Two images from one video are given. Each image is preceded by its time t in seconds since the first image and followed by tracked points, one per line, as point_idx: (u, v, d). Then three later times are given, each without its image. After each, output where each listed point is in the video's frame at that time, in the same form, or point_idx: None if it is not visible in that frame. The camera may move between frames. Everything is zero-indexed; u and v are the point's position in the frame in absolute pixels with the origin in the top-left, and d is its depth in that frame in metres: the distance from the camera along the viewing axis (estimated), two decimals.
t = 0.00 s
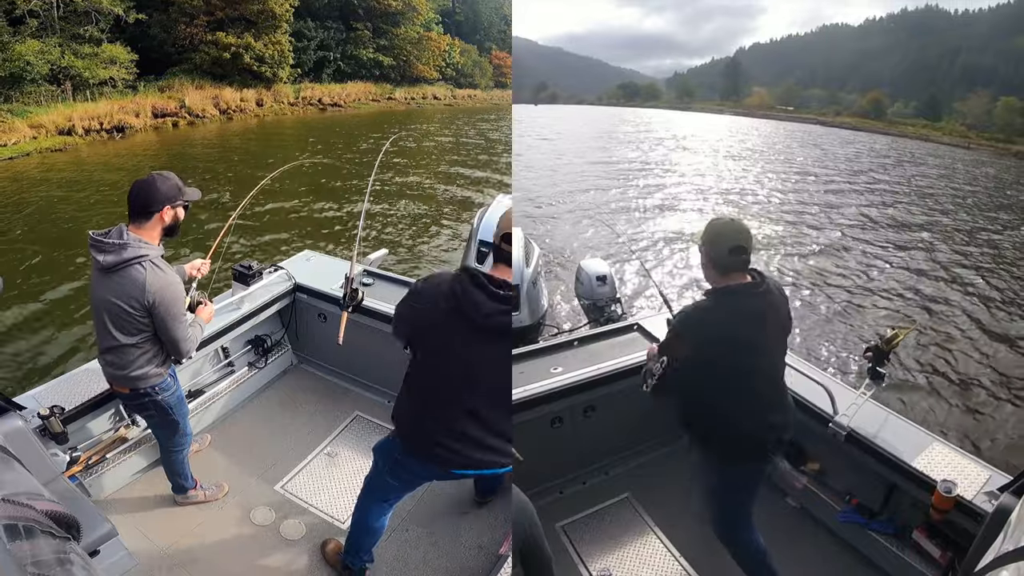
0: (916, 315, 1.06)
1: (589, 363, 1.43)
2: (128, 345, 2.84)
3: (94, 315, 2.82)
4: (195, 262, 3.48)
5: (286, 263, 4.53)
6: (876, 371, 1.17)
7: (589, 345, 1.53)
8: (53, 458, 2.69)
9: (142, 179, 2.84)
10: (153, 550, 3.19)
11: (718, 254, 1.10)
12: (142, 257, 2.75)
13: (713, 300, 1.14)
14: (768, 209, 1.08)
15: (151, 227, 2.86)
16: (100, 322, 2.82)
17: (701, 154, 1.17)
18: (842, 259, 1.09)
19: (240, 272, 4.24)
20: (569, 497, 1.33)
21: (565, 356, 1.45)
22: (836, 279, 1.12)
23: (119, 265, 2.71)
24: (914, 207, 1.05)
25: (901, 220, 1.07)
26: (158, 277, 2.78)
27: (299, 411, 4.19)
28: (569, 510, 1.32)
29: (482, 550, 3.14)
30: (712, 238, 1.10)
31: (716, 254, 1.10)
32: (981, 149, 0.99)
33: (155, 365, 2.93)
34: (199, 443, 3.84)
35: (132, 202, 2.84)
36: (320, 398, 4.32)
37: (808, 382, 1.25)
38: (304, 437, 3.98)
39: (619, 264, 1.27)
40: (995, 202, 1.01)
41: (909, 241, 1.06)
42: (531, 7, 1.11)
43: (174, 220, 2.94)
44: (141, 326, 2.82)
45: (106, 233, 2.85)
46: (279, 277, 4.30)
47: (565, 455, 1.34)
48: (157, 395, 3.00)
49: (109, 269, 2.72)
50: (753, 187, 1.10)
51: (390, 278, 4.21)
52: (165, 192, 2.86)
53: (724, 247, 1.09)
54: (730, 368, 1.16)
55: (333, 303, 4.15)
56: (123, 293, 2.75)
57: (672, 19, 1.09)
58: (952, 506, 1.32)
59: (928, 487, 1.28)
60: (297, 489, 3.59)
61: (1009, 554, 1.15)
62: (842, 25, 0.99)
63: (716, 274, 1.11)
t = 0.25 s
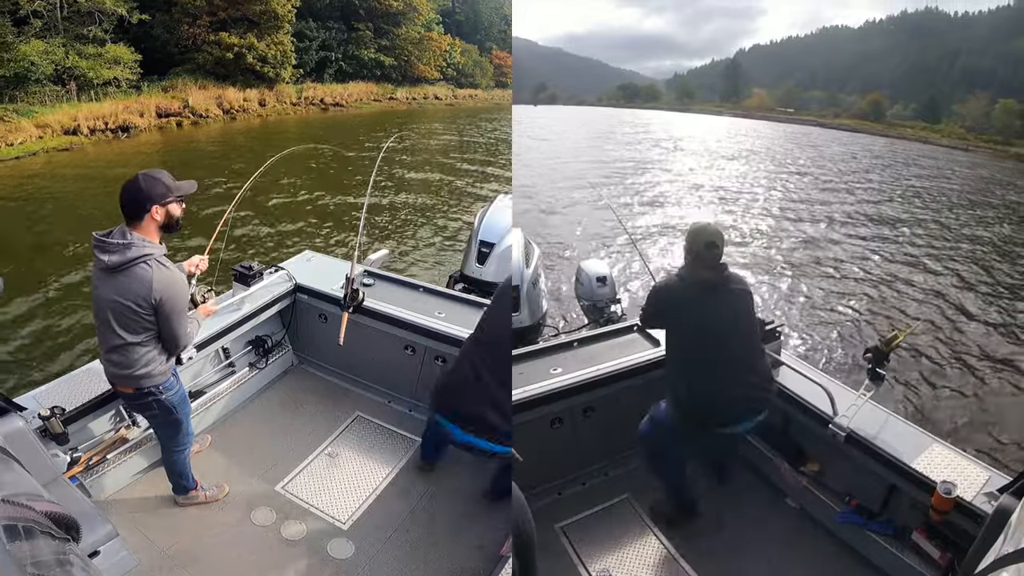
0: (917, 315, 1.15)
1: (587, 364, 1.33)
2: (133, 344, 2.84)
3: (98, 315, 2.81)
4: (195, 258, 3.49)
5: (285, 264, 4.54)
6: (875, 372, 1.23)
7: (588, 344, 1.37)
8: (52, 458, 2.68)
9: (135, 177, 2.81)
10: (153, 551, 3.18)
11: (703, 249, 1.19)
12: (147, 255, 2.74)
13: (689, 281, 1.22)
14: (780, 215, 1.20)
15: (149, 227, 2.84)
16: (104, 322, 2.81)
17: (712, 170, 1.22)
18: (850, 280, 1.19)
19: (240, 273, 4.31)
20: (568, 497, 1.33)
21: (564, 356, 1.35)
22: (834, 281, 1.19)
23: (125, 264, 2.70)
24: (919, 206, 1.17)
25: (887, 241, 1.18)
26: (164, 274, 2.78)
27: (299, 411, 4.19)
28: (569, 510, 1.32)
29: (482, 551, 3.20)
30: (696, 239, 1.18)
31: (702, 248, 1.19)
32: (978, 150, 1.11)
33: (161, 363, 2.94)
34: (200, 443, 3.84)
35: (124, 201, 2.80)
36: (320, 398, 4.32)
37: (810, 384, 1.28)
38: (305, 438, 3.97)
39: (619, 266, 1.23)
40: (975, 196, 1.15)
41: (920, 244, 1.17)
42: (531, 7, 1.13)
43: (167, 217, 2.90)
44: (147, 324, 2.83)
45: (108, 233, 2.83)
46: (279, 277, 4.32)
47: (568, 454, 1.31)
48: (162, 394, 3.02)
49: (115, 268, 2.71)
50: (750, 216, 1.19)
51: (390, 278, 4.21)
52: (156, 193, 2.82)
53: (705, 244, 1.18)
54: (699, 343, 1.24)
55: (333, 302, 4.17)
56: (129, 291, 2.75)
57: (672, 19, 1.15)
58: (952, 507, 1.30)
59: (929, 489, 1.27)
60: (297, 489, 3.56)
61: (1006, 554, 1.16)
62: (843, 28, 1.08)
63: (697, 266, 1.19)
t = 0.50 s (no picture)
0: (917, 314, 1.16)
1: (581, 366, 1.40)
2: (132, 344, 2.85)
3: (92, 318, 2.81)
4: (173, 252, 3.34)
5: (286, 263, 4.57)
6: (877, 371, 1.26)
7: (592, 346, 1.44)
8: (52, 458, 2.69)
9: (116, 177, 2.81)
10: (153, 550, 3.20)
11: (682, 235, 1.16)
12: (137, 254, 2.76)
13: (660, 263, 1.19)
14: (769, 213, 1.23)
15: (132, 224, 2.85)
16: (99, 325, 2.82)
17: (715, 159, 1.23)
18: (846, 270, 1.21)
19: (240, 273, 4.28)
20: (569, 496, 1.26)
21: (562, 356, 1.41)
22: (830, 272, 1.23)
23: (115, 265, 2.72)
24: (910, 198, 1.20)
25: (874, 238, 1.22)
26: (157, 270, 2.81)
27: (299, 411, 4.20)
28: (570, 509, 1.26)
29: (482, 551, 3.25)
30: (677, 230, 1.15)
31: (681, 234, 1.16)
32: (978, 141, 1.11)
33: (159, 361, 2.95)
34: (199, 443, 3.87)
35: (107, 201, 2.81)
36: (319, 398, 4.33)
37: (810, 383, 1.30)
38: (304, 438, 3.99)
39: (622, 263, 1.21)
40: (968, 184, 1.16)
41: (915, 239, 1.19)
42: (530, 5, 1.16)
43: (153, 215, 2.92)
44: (143, 322, 2.84)
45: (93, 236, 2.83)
46: (279, 277, 4.34)
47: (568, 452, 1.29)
48: (163, 392, 3.02)
49: (104, 269, 2.72)
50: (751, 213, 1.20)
51: (390, 277, 4.27)
52: (140, 192, 2.83)
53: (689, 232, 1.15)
54: (675, 325, 1.22)
55: (333, 302, 4.18)
56: (122, 291, 2.76)
57: (671, 13, 1.14)
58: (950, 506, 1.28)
59: (928, 487, 1.27)
60: (296, 489, 3.59)
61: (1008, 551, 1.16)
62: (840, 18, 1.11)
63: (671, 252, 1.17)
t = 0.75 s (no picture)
0: (892, 312, 1.21)
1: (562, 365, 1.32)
2: (90, 350, 2.85)
3: (43, 326, 2.78)
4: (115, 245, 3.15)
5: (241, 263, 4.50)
6: (854, 371, 1.27)
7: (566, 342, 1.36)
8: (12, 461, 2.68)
9: (49, 181, 2.69)
10: (109, 550, 3.17)
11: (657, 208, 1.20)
12: (80, 260, 2.70)
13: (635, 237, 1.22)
14: (749, 204, 1.27)
15: (72, 230, 2.73)
16: (52, 333, 2.79)
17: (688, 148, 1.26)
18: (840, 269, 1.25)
19: (198, 272, 4.20)
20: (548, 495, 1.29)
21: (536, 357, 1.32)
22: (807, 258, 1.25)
23: (58, 276, 2.65)
24: (887, 185, 1.25)
25: (860, 232, 1.23)
26: (106, 276, 2.78)
27: (256, 411, 4.20)
28: (549, 510, 1.29)
29: (439, 550, 3.25)
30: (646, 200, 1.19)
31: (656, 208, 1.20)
32: (955, 132, 1.16)
33: (121, 364, 2.97)
34: (156, 443, 3.82)
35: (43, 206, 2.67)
36: (277, 398, 4.32)
37: (789, 384, 1.27)
38: (261, 438, 3.99)
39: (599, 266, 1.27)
40: (931, 172, 1.23)
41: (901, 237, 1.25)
42: None
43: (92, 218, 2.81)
44: (97, 327, 2.83)
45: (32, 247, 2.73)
46: (236, 277, 4.30)
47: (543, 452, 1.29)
48: (127, 393, 3.06)
49: (46, 281, 2.64)
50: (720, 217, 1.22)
51: (347, 278, 4.24)
52: (78, 195, 2.72)
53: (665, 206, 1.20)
54: (648, 300, 1.26)
55: (290, 303, 4.16)
56: (72, 300, 2.72)
57: (648, 8, 1.19)
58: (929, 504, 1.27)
59: (907, 488, 1.24)
60: (255, 488, 3.57)
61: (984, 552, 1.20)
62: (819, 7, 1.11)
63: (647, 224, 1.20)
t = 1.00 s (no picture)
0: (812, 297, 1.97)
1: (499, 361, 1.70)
2: None
3: None
4: None
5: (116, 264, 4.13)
6: (794, 369, 2.00)
7: (497, 345, 1.84)
8: None
9: None
10: None
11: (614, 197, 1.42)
12: None
13: (598, 223, 1.48)
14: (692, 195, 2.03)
15: None
16: None
17: (620, 152, 1.88)
18: (715, 241, 2.06)
19: (70, 272, 4.00)
20: (480, 497, 1.47)
21: (473, 358, 1.69)
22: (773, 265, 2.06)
23: None
24: (812, 182, 2.07)
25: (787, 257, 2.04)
26: None
27: (128, 410, 3.64)
28: (483, 510, 1.47)
29: (313, 550, 2.82)
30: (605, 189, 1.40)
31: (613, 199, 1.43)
32: (891, 126, 1.89)
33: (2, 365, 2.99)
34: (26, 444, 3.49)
35: None
36: (151, 396, 3.71)
37: (732, 390, 1.82)
38: (134, 437, 3.48)
39: (529, 269, 1.76)
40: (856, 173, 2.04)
41: (756, 225, 2.06)
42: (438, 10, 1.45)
43: None
44: None
45: None
46: (109, 276, 3.98)
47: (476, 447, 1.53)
48: None
49: None
50: (640, 207, 1.65)
51: (222, 278, 3.89)
52: None
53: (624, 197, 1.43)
54: (612, 283, 1.54)
55: (163, 302, 3.77)
56: None
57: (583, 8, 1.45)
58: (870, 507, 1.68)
59: (844, 488, 1.68)
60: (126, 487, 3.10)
61: (921, 553, 1.27)
62: (756, 16, 1.73)
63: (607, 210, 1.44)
